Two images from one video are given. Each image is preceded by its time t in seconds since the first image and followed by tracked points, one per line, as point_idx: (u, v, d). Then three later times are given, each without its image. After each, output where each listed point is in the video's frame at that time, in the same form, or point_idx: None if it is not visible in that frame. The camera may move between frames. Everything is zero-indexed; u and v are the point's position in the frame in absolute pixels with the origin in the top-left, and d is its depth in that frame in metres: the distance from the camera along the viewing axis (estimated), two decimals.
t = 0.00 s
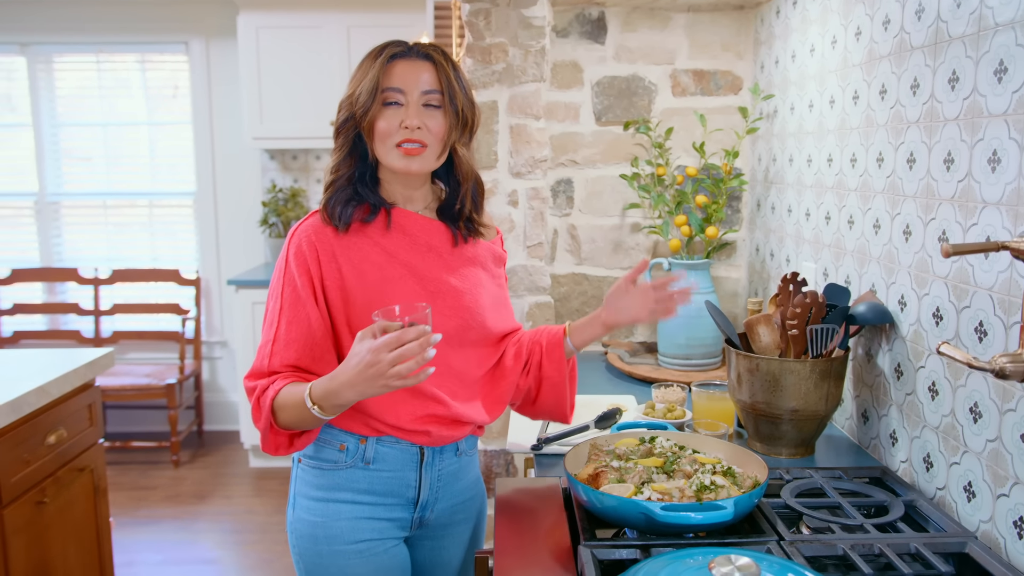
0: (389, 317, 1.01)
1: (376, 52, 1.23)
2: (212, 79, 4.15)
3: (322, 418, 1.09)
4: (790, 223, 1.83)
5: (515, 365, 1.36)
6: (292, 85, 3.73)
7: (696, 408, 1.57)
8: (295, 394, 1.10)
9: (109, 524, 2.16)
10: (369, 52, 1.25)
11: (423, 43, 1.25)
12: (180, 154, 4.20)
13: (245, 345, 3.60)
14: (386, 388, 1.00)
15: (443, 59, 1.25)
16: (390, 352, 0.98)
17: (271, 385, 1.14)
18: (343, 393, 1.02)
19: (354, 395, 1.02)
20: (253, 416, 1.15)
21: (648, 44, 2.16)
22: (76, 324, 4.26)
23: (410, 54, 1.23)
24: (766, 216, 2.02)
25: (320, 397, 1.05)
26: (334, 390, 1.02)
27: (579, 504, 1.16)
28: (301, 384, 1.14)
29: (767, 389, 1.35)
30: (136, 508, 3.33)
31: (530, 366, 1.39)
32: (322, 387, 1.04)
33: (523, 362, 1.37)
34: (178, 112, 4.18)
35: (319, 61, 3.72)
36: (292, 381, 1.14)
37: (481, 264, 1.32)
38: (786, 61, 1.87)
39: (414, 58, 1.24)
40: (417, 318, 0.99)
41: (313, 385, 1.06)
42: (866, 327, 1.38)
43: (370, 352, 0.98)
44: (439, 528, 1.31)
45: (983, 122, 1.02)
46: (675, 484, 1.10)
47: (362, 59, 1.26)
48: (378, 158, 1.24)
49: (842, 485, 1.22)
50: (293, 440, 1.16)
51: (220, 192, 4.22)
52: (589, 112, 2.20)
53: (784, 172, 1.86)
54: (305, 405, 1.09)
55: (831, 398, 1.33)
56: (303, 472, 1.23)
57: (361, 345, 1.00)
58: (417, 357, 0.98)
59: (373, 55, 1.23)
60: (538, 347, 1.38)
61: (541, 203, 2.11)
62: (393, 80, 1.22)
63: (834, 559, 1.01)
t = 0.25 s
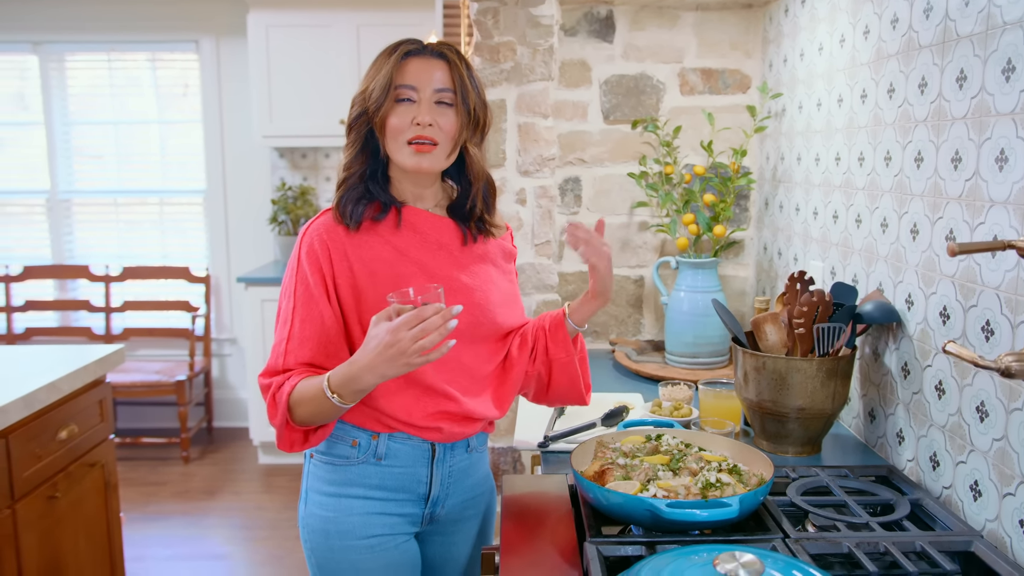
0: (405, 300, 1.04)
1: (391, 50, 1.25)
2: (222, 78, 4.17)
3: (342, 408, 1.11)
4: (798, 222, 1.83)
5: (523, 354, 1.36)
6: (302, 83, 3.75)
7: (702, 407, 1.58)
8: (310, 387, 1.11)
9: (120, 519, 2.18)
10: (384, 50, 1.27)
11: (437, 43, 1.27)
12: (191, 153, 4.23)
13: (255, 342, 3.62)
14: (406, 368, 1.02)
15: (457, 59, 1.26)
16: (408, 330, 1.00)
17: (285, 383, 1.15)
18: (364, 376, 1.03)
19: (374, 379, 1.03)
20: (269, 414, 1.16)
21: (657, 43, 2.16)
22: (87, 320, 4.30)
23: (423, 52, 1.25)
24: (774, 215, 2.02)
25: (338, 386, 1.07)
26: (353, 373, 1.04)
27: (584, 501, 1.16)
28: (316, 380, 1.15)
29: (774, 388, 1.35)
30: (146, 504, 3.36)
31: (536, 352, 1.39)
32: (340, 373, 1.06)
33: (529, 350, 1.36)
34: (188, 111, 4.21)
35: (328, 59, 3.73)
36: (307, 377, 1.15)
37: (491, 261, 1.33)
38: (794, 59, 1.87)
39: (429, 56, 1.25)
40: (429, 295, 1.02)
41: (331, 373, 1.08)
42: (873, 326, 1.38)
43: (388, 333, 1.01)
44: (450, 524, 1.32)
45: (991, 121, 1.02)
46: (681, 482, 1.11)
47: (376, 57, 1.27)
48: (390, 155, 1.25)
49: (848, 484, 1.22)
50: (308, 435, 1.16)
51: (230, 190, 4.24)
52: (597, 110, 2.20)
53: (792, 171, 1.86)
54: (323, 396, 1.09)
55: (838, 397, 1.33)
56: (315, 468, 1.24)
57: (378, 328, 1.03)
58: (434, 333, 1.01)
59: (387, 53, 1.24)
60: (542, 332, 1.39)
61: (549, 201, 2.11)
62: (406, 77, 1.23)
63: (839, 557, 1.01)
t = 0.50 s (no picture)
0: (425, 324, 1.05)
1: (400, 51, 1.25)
2: (229, 77, 4.19)
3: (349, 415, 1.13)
4: (803, 221, 1.83)
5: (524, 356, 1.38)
6: (309, 83, 3.76)
7: (707, 406, 1.58)
8: (320, 389, 1.12)
9: (128, 515, 2.20)
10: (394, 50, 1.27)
11: (447, 44, 1.27)
12: (198, 152, 4.25)
13: (262, 341, 3.64)
14: (421, 390, 1.04)
15: (467, 60, 1.27)
16: (428, 356, 1.02)
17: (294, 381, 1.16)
18: (377, 391, 1.05)
19: (386, 395, 1.05)
20: (275, 410, 1.17)
21: (663, 42, 2.17)
22: (95, 318, 4.33)
23: (434, 53, 1.25)
24: (780, 214, 2.02)
25: (349, 395, 1.08)
26: (367, 387, 1.06)
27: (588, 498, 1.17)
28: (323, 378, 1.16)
29: (778, 387, 1.36)
30: (153, 501, 3.38)
31: (536, 358, 1.41)
32: (353, 384, 1.07)
33: (528, 355, 1.38)
34: (195, 110, 4.23)
35: (335, 57, 3.74)
36: (315, 375, 1.16)
37: (498, 260, 1.34)
38: (800, 59, 1.87)
39: (440, 58, 1.26)
40: (453, 326, 1.04)
41: (344, 382, 1.09)
42: (878, 325, 1.39)
43: (407, 355, 1.02)
44: (457, 521, 1.33)
45: (995, 121, 1.02)
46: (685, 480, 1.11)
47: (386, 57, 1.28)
48: (400, 156, 1.26)
49: (852, 483, 1.23)
50: (310, 431, 1.18)
51: (237, 189, 4.26)
52: (603, 110, 2.20)
53: (797, 170, 1.86)
54: (333, 402, 1.11)
55: (842, 396, 1.34)
56: (325, 464, 1.25)
57: (397, 347, 1.04)
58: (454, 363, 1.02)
59: (397, 54, 1.25)
60: (541, 338, 1.40)
61: (555, 200, 2.12)
62: (416, 79, 1.24)
63: (842, 555, 1.01)
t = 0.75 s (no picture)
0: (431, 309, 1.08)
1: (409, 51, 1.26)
2: (233, 77, 4.20)
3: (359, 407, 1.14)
4: (805, 221, 1.83)
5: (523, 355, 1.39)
6: (313, 83, 3.77)
7: (709, 405, 1.58)
8: (328, 386, 1.14)
9: (132, 514, 2.21)
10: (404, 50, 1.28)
11: (455, 45, 1.28)
12: (202, 152, 4.26)
13: (265, 340, 3.65)
14: (431, 373, 1.06)
15: (474, 61, 1.28)
16: (438, 337, 1.04)
17: (300, 378, 1.17)
18: (387, 377, 1.07)
19: (397, 380, 1.07)
20: (281, 408, 1.19)
21: (665, 43, 2.17)
22: (100, 318, 4.34)
23: (442, 54, 1.26)
24: (782, 214, 2.02)
25: (360, 384, 1.10)
26: (378, 373, 1.08)
27: (590, 497, 1.18)
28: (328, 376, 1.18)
29: (780, 386, 1.36)
30: (157, 500, 3.39)
31: (535, 353, 1.41)
32: (363, 372, 1.09)
33: (527, 352, 1.39)
34: (199, 110, 4.24)
35: (338, 57, 3.75)
36: (321, 373, 1.17)
37: (501, 259, 1.34)
38: (802, 59, 1.87)
39: (448, 59, 1.26)
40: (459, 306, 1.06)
41: (354, 372, 1.11)
42: (879, 325, 1.39)
43: (417, 338, 1.04)
44: (460, 519, 1.34)
45: (995, 121, 1.03)
46: (686, 479, 1.12)
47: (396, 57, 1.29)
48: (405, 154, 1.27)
49: (853, 482, 1.23)
50: (316, 429, 1.20)
51: (241, 189, 4.27)
52: (606, 110, 2.21)
53: (800, 170, 1.86)
54: (343, 393, 1.13)
55: (843, 395, 1.34)
56: (329, 462, 1.26)
57: (407, 332, 1.06)
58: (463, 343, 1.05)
59: (406, 54, 1.26)
60: (538, 331, 1.40)
61: (557, 200, 2.13)
62: (424, 78, 1.25)
63: (843, 554, 1.02)
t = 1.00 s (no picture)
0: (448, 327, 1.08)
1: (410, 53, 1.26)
2: (235, 78, 4.21)
3: (364, 412, 1.16)
4: (806, 221, 1.83)
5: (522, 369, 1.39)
6: (315, 84, 3.78)
7: (710, 405, 1.59)
8: (333, 391, 1.15)
9: (134, 514, 2.21)
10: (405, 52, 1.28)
11: (456, 48, 1.28)
12: (203, 153, 4.27)
13: (266, 341, 3.65)
14: (443, 389, 1.07)
15: (475, 65, 1.28)
16: (454, 358, 1.05)
17: (302, 378, 1.17)
18: (397, 391, 1.08)
19: (406, 393, 1.08)
20: (284, 408, 1.20)
21: (665, 44, 2.18)
22: (102, 319, 4.35)
23: (442, 57, 1.26)
24: (782, 214, 2.03)
25: (367, 393, 1.12)
26: (388, 386, 1.09)
27: (591, 497, 1.18)
28: (329, 376, 1.18)
29: (780, 386, 1.37)
30: (159, 501, 3.40)
31: (534, 371, 1.41)
32: (374, 383, 1.11)
33: (527, 366, 1.39)
34: (201, 111, 4.25)
35: (339, 57, 3.76)
36: (326, 374, 1.18)
37: (502, 261, 1.35)
38: (802, 60, 1.88)
39: (448, 62, 1.27)
40: (472, 327, 1.07)
41: (362, 381, 1.13)
42: (880, 324, 1.39)
43: (431, 355, 1.05)
44: (461, 519, 1.34)
45: (995, 121, 1.03)
46: (687, 478, 1.12)
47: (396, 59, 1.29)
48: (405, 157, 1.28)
49: (853, 482, 1.24)
50: (315, 427, 1.22)
51: (242, 190, 4.28)
52: (606, 111, 2.21)
53: (800, 171, 1.87)
54: (350, 400, 1.14)
55: (844, 395, 1.34)
56: (330, 463, 1.27)
57: (420, 348, 1.07)
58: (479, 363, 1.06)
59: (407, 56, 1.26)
60: (543, 354, 1.40)
61: (558, 201, 2.13)
62: (424, 82, 1.25)
63: (843, 553, 1.02)
